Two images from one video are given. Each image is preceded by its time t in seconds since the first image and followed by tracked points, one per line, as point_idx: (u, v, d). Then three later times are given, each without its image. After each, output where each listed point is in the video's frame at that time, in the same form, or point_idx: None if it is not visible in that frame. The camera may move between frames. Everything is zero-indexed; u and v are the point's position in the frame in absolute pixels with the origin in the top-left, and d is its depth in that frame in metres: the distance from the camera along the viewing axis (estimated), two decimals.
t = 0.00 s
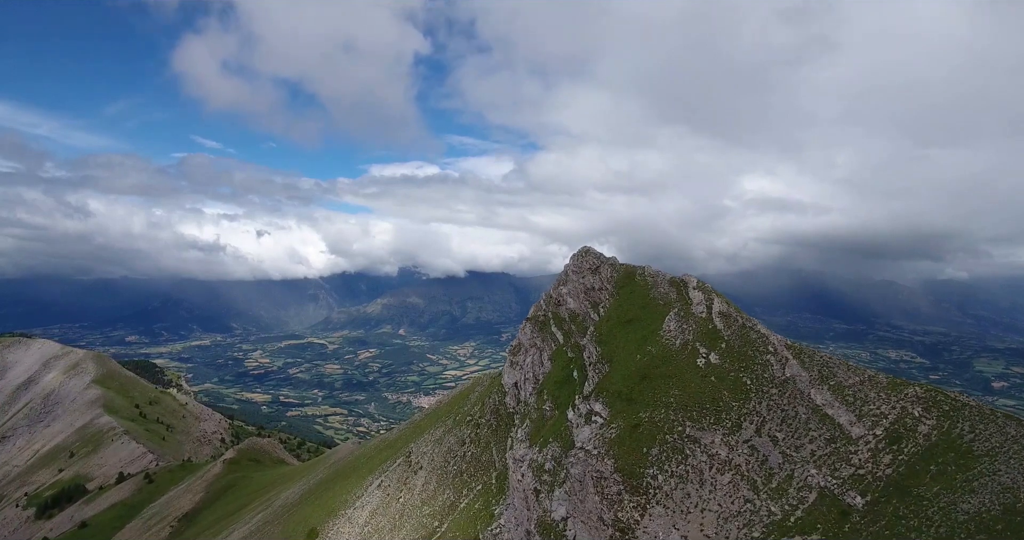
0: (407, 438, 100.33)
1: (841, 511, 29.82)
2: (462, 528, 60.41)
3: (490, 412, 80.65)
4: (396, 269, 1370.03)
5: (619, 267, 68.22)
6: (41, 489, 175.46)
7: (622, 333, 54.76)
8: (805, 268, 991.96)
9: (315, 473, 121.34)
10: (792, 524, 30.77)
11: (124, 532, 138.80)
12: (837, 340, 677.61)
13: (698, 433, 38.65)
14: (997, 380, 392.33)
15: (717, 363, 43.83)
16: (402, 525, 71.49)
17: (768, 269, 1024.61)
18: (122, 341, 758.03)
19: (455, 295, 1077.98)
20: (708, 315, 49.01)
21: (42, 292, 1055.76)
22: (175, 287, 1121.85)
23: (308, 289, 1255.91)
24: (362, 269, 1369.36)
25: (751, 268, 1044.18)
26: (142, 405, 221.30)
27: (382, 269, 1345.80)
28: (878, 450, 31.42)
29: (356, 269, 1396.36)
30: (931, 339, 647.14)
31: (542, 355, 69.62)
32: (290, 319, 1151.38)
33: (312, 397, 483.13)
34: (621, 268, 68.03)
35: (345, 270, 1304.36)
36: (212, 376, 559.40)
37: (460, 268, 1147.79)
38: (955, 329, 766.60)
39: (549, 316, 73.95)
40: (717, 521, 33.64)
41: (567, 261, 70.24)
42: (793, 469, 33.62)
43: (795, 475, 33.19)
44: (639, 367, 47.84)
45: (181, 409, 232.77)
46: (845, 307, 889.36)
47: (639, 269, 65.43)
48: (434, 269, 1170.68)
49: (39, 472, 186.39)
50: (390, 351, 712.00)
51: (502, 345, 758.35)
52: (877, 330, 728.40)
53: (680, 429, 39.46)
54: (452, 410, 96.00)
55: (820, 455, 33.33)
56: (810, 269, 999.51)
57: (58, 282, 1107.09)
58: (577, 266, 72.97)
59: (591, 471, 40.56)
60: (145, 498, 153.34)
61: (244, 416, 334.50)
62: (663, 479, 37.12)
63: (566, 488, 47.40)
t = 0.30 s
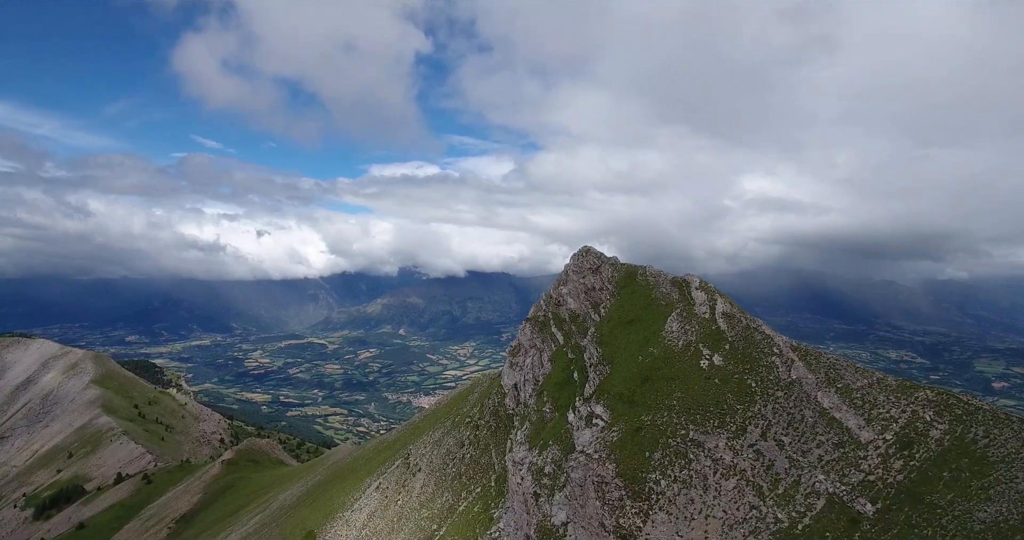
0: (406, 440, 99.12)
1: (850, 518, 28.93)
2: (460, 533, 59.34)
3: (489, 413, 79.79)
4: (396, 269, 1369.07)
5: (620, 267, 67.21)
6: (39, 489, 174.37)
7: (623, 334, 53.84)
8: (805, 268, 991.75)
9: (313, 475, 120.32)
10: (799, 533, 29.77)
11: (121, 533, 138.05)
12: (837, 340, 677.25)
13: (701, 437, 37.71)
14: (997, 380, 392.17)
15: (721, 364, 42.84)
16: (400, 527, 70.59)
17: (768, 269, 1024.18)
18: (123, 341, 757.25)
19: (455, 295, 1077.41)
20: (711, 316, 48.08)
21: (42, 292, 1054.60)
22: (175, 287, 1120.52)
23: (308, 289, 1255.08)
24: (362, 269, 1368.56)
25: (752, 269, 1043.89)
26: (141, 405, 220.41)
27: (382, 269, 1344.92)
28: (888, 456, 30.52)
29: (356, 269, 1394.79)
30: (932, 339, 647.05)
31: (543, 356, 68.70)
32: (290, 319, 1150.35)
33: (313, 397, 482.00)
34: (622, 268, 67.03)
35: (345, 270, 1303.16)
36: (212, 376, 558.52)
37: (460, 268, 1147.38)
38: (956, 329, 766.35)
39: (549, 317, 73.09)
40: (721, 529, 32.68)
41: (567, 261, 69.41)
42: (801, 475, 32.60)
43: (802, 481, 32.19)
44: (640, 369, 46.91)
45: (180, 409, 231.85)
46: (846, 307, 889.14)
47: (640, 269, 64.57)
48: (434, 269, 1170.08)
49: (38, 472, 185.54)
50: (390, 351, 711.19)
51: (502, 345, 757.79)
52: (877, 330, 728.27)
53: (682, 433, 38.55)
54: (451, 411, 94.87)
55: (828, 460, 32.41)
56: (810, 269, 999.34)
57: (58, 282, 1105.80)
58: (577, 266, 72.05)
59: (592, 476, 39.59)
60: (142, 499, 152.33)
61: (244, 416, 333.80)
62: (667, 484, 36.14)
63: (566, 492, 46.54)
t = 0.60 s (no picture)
0: (404, 442, 98.11)
1: (863, 528, 27.81)
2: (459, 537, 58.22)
3: (489, 415, 78.61)
4: (396, 268, 1368.00)
5: (621, 267, 65.99)
6: (38, 490, 173.37)
7: (625, 334, 52.64)
8: (805, 268, 990.58)
9: (312, 476, 119.40)
10: None
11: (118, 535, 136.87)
12: (838, 340, 676.51)
13: (706, 441, 36.58)
14: (998, 380, 391.26)
15: (726, 367, 41.67)
16: (398, 531, 69.59)
17: (768, 269, 1022.90)
18: (123, 341, 756.17)
19: (455, 295, 1076.67)
20: (714, 317, 46.95)
21: (42, 292, 1053.41)
22: (175, 287, 1119.49)
23: (308, 289, 1254.29)
24: (362, 268, 1367.80)
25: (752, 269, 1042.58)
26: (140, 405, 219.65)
27: (382, 269, 1343.76)
28: (902, 463, 29.32)
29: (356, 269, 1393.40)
30: (932, 339, 646.10)
31: (543, 357, 67.69)
32: (291, 318, 1149.81)
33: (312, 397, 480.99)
34: (624, 268, 65.85)
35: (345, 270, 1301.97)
36: (212, 376, 557.50)
37: (460, 268, 1146.59)
38: (956, 329, 765.15)
39: (549, 317, 72.01)
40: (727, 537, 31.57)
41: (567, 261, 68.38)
42: (810, 482, 31.48)
43: (811, 488, 31.11)
44: (643, 371, 45.75)
45: (179, 410, 230.79)
46: (846, 307, 888.32)
47: (642, 269, 63.41)
48: (434, 269, 1169.12)
49: (36, 473, 184.52)
50: (390, 351, 710.25)
51: (502, 345, 756.85)
52: (877, 330, 727.34)
53: (687, 437, 37.43)
54: (450, 413, 93.74)
55: (837, 467, 31.39)
56: (811, 269, 998.24)
57: (58, 282, 1104.81)
58: (578, 265, 70.97)
59: (593, 482, 38.52)
60: (140, 501, 151.01)
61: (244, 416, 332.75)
62: (669, 490, 35.09)
63: (567, 497, 45.35)
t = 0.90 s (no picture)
0: (403, 443, 97.33)
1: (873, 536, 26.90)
2: None
3: (488, 417, 77.52)
4: (396, 269, 1366.66)
5: (622, 266, 65.03)
6: (36, 490, 172.61)
7: (626, 335, 51.74)
8: (806, 268, 988.70)
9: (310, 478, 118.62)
10: None
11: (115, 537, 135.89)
12: (837, 341, 675.51)
13: (710, 446, 35.64)
14: (999, 380, 390.35)
15: (731, 369, 40.67)
16: (396, 534, 68.63)
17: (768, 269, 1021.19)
18: (123, 341, 754.82)
19: (455, 294, 1075.85)
20: (717, 318, 45.98)
21: (42, 291, 1052.35)
22: (175, 287, 1118.61)
23: (308, 290, 1253.49)
24: (362, 269, 1366.49)
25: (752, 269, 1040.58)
26: (139, 405, 218.75)
27: (382, 269, 1342.28)
28: (913, 469, 28.39)
29: (356, 269, 1391.66)
30: (932, 339, 644.95)
31: (542, 359, 66.78)
32: (291, 318, 1148.52)
33: (313, 397, 479.83)
34: (624, 267, 64.90)
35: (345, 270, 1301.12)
36: (212, 376, 556.60)
37: (460, 268, 1145.48)
38: (957, 329, 763.60)
39: (549, 317, 71.27)
40: None
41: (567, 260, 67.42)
42: (817, 488, 30.57)
43: (819, 494, 30.15)
44: (644, 373, 44.74)
45: (178, 410, 229.91)
46: (846, 307, 887.03)
47: (643, 268, 62.37)
48: (434, 269, 1168.18)
49: (35, 473, 183.62)
50: (390, 351, 709.21)
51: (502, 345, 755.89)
52: (878, 330, 726.27)
53: (690, 441, 36.48)
54: (449, 414, 92.76)
55: (846, 472, 30.45)
56: (811, 269, 996.59)
57: (58, 282, 1103.57)
58: (578, 265, 70.01)
59: (594, 487, 37.65)
60: (138, 502, 150.13)
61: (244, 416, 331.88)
62: (674, 496, 34.09)
63: (567, 502, 44.44)
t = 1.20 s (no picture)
0: (401, 444, 96.33)
1: None
2: None
3: (488, 418, 76.56)
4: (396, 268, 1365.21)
5: (624, 266, 63.96)
6: (34, 491, 171.71)
7: (628, 336, 50.70)
8: (805, 268, 987.69)
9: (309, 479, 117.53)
10: None
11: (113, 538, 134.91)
12: (837, 341, 674.53)
13: (713, 450, 34.78)
14: (999, 380, 389.57)
15: (735, 371, 39.74)
16: (394, 537, 67.65)
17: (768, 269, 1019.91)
18: (123, 341, 754.22)
19: (455, 294, 1074.85)
20: (721, 319, 45.03)
21: (42, 291, 1051.14)
22: (175, 287, 1117.56)
23: (308, 290, 1252.32)
24: (362, 269, 1365.19)
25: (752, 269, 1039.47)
26: (138, 405, 217.60)
27: (382, 269, 1341.40)
28: (926, 476, 27.51)
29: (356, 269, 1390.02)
30: (932, 339, 644.03)
31: (543, 360, 65.79)
32: (291, 318, 1147.84)
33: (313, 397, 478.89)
34: (626, 266, 63.93)
35: (345, 270, 1299.54)
36: (211, 376, 555.68)
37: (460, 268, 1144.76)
38: (957, 329, 762.30)
39: (549, 317, 70.46)
40: None
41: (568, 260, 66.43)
42: (826, 494, 29.66)
43: (828, 500, 29.26)
44: (646, 375, 43.78)
45: (178, 410, 229.05)
46: (846, 307, 885.83)
47: (645, 268, 61.43)
48: (434, 269, 1167.30)
49: (33, 474, 182.71)
50: (390, 351, 708.24)
51: (503, 345, 754.82)
52: (878, 330, 725.26)
53: (694, 445, 35.55)
54: (448, 415, 91.72)
55: (856, 479, 29.49)
56: (811, 269, 995.17)
57: (58, 282, 1102.16)
58: (579, 264, 69.03)
59: (596, 491, 36.75)
60: (136, 503, 148.99)
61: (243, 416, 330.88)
62: (677, 501, 33.20)
63: (568, 507, 43.46)
